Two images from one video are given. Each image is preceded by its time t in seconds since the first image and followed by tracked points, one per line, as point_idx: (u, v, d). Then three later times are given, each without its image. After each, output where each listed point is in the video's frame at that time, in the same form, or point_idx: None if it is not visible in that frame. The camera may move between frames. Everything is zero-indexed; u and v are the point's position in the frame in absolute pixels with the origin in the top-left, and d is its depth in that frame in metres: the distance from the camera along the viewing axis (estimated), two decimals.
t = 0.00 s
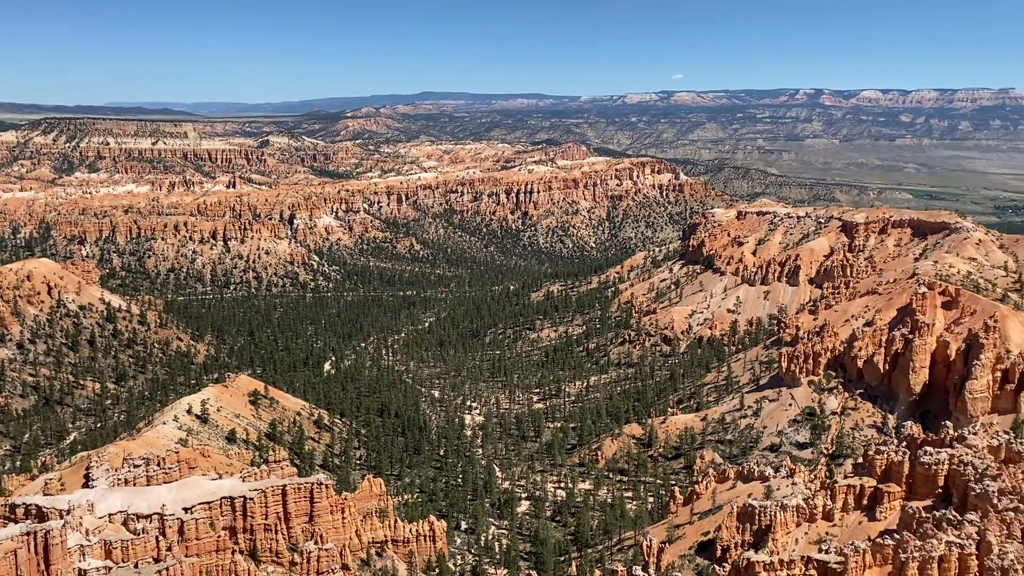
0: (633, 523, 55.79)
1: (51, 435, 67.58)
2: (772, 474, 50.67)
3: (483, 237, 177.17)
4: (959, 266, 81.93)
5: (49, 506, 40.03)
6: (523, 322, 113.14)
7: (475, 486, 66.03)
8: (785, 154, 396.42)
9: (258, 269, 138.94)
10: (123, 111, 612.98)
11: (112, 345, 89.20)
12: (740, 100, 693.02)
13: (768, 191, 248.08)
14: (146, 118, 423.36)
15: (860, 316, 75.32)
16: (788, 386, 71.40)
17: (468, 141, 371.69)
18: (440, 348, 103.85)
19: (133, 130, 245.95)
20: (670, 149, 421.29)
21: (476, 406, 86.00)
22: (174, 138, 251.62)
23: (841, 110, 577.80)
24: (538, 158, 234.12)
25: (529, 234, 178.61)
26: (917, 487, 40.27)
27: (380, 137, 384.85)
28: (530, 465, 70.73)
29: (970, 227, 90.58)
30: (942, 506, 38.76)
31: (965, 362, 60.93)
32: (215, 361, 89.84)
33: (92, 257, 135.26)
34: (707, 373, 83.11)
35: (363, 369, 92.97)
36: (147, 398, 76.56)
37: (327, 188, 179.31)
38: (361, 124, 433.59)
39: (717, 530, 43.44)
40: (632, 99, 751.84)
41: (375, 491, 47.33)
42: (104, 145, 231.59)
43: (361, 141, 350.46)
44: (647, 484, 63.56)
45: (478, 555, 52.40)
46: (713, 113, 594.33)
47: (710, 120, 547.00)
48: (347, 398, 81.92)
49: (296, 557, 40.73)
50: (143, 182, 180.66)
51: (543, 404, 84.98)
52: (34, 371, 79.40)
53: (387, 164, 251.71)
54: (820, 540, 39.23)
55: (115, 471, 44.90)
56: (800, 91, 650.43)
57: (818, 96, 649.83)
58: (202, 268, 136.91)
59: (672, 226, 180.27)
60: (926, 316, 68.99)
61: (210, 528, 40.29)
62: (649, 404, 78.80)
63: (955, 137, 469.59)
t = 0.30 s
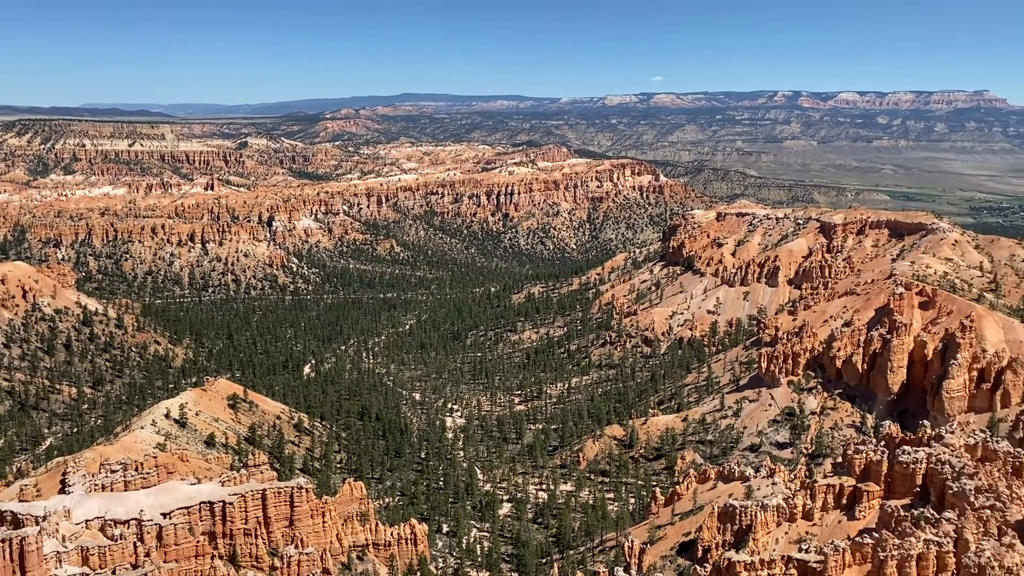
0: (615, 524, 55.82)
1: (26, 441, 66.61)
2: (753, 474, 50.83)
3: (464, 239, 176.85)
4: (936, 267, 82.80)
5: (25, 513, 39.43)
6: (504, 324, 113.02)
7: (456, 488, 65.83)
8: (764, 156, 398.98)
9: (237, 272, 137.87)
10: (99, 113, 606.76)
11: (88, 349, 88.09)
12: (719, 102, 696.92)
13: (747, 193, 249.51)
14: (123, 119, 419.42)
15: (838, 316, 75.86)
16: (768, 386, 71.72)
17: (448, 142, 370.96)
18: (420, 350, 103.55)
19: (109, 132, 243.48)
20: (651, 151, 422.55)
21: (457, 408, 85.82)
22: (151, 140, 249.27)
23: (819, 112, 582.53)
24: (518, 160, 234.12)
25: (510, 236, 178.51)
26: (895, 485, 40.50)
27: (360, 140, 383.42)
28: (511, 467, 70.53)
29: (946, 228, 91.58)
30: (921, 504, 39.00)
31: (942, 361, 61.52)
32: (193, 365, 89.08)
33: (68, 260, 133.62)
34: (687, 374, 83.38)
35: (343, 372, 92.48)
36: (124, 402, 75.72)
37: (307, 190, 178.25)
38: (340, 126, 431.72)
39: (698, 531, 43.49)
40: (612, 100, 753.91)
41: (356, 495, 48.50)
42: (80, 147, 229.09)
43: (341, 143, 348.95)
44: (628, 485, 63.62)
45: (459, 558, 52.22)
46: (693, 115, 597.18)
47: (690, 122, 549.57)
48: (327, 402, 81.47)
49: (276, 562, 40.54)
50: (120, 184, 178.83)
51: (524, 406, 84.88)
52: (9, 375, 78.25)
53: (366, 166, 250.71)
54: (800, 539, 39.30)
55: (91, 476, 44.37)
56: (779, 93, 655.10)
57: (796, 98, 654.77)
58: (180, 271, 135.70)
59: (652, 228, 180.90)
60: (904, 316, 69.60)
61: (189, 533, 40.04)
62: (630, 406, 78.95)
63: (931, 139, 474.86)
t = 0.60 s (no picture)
0: (596, 524, 55.93)
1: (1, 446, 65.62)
2: (733, 473, 51.06)
3: (444, 241, 176.64)
4: (913, 267, 83.70)
5: None
6: (485, 326, 112.99)
7: (438, 491, 65.63)
8: (743, 157, 401.68)
9: (215, 274, 137.00)
10: (73, 114, 600.53)
11: (64, 352, 86.89)
12: (698, 103, 701.08)
13: (727, 194, 250.98)
14: (98, 120, 415.44)
15: (817, 317, 76.47)
16: (748, 386, 72.07)
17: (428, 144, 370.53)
18: (401, 353, 103.28)
19: (85, 134, 241.06)
20: (631, 152, 424.16)
21: (439, 410, 85.64)
22: (128, 142, 247.01)
23: (798, 114, 586.83)
24: (499, 162, 234.22)
25: (491, 238, 178.53)
26: (874, 484, 40.78)
27: (339, 141, 381.88)
28: (493, 469, 70.36)
29: (922, 228, 92.62)
30: (899, 502, 39.17)
31: (919, 360, 62.14)
32: (172, 368, 88.37)
33: (43, 263, 131.91)
34: (668, 374, 83.69)
35: (323, 375, 92.05)
36: (101, 406, 74.85)
37: (286, 192, 177.24)
38: (320, 128, 429.92)
39: (679, 530, 43.34)
40: (592, 102, 756.12)
41: (337, 497, 47.70)
42: (55, 149, 226.66)
43: (320, 144, 347.42)
44: (610, 485, 63.72)
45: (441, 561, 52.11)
46: (674, 117, 599.83)
47: (670, 124, 552.30)
48: (307, 405, 81.04)
49: (257, 566, 40.31)
50: (96, 186, 176.97)
51: (506, 408, 84.84)
52: None
53: (346, 167, 249.76)
54: (781, 538, 39.41)
55: (68, 481, 42.72)
56: (758, 94, 659.56)
57: (775, 100, 660.02)
58: (158, 273, 134.54)
59: (633, 229, 181.62)
60: (881, 316, 70.21)
61: (167, 538, 39.63)
62: (612, 406, 79.14)
63: (908, 141, 480.33)
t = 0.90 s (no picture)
0: (577, 525, 55.95)
1: None
2: (713, 472, 51.17)
3: (424, 242, 176.42)
4: (889, 266, 84.61)
5: None
6: (466, 327, 112.95)
7: (418, 493, 65.48)
8: (721, 159, 404.27)
9: (193, 277, 135.95)
10: (47, 115, 593.68)
11: (39, 356, 85.78)
12: (677, 105, 704.94)
13: (705, 195, 252.51)
14: (73, 122, 411.20)
15: (795, 317, 77.04)
16: (727, 386, 72.34)
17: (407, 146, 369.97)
18: (381, 355, 102.97)
19: (60, 136, 238.48)
20: (610, 154, 425.83)
21: (419, 412, 85.43)
22: (103, 143, 244.64)
23: (775, 116, 591.19)
24: (478, 163, 234.26)
25: (471, 239, 178.46)
26: (852, 482, 40.92)
27: (318, 142, 380.40)
28: (474, 471, 70.24)
29: (897, 228, 93.66)
30: (876, 500, 39.21)
31: (896, 359, 62.75)
32: (149, 372, 87.61)
33: (17, 266, 130.22)
34: (648, 375, 84.07)
35: (302, 377, 91.61)
36: (77, 411, 74.02)
37: (264, 194, 176.19)
38: (298, 129, 427.85)
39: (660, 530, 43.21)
40: (572, 103, 758.40)
41: (317, 501, 47.24)
42: (29, 151, 224.07)
43: (299, 146, 345.79)
44: (591, 486, 63.82)
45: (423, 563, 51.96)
46: (653, 119, 603.24)
47: (650, 125, 554.95)
48: (286, 408, 80.66)
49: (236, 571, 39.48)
50: (71, 188, 174.98)
51: (486, 409, 84.84)
52: None
53: (325, 169, 248.79)
54: (760, 536, 39.47)
55: (43, 486, 42.36)
56: (736, 96, 664.10)
57: (752, 101, 665.12)
58: (135, 276, 133.34)
59: (612, 230, 182.35)
60: (858, 315, 70.89)
61: (146, 543, 39.36)
62: (592, 407, 79.25)
63: (884, 142, 485.90)
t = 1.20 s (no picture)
0: (558, 525, 56.18)
1: None
2: (691, 471, 51.42)
3: (403, 244, 176.05)
4: (864, 266, 85.52)
5: None
6: (445, 328, 112.89)
7: (398, 496, 65.28)
8: (699, 160, 406.93)
9: (169, 280, 134.81)
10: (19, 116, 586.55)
11: (13, 361, 84.66)
12: (654, 106, 708.76)
13: (683, 196, 254.14)
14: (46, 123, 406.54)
15: (772, 316, 77.65)
16: (705, 385, 72.67)
17: (385, 147, 369.28)
18: (360, 357, 102.59)
19: (32, 138, 235.62)
20: (589, 155, 427.14)
21: (399, 414, 85.30)
22: (77, 145, 242.04)
23: (752, 117, 595.65)
24: (457, 164, 234.15)
25: (450, 240, 178.30)
26: (829, 479, 40.90)
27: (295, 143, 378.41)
28: (453, 472, 70.12)
29: (872, 228, 94.78)
30: (853, 498, 39.45)
31: (871, 357, 63.43)
32: (125, 376, 86.77)
33: None
34: (627, 375, 84.41)
35: (280, 380, 91.10)
36: (51, 416, 73.13)
37: (241, 195, 174.98)
38: (275, 130, 425.53)
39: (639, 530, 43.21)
40: (550, 105, 759.38)
41: (296, 504, 45.80)
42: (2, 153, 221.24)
43: (276, 148, 344.04)
44: (570, 486, 63.91)
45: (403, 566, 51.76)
46: (631, 120, 606.10)
47: (628, 127, 557.57)
48: (264, 411, 80.20)
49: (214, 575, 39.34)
50: (45, 190, 172.93)
51: (466, 411, 84.84)
52: None
53: (302, 170, 247.68)
54: (738, 535, 39.30)
55: (17, 493, 41.50)
56: (713, 97, 668.54)
57: (729, 102, 670.30)
58: (110, 279, 132.01)
59: (591, 231, 182.97)
60: (834, 315, 71.53)
61: (122, 549, 38.85)
62: (572, 407, 79.43)
63: (860, 143, 491.33)
